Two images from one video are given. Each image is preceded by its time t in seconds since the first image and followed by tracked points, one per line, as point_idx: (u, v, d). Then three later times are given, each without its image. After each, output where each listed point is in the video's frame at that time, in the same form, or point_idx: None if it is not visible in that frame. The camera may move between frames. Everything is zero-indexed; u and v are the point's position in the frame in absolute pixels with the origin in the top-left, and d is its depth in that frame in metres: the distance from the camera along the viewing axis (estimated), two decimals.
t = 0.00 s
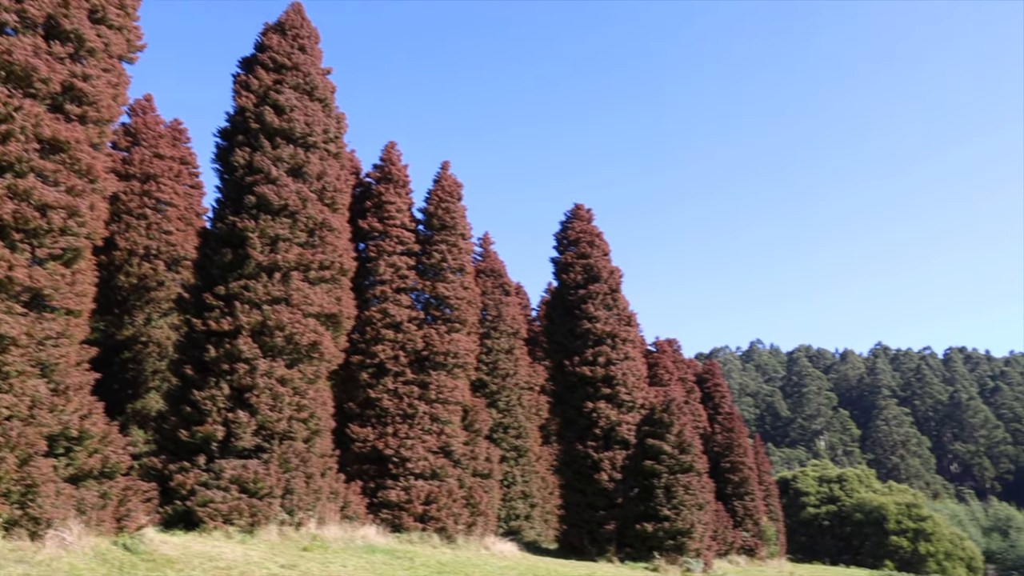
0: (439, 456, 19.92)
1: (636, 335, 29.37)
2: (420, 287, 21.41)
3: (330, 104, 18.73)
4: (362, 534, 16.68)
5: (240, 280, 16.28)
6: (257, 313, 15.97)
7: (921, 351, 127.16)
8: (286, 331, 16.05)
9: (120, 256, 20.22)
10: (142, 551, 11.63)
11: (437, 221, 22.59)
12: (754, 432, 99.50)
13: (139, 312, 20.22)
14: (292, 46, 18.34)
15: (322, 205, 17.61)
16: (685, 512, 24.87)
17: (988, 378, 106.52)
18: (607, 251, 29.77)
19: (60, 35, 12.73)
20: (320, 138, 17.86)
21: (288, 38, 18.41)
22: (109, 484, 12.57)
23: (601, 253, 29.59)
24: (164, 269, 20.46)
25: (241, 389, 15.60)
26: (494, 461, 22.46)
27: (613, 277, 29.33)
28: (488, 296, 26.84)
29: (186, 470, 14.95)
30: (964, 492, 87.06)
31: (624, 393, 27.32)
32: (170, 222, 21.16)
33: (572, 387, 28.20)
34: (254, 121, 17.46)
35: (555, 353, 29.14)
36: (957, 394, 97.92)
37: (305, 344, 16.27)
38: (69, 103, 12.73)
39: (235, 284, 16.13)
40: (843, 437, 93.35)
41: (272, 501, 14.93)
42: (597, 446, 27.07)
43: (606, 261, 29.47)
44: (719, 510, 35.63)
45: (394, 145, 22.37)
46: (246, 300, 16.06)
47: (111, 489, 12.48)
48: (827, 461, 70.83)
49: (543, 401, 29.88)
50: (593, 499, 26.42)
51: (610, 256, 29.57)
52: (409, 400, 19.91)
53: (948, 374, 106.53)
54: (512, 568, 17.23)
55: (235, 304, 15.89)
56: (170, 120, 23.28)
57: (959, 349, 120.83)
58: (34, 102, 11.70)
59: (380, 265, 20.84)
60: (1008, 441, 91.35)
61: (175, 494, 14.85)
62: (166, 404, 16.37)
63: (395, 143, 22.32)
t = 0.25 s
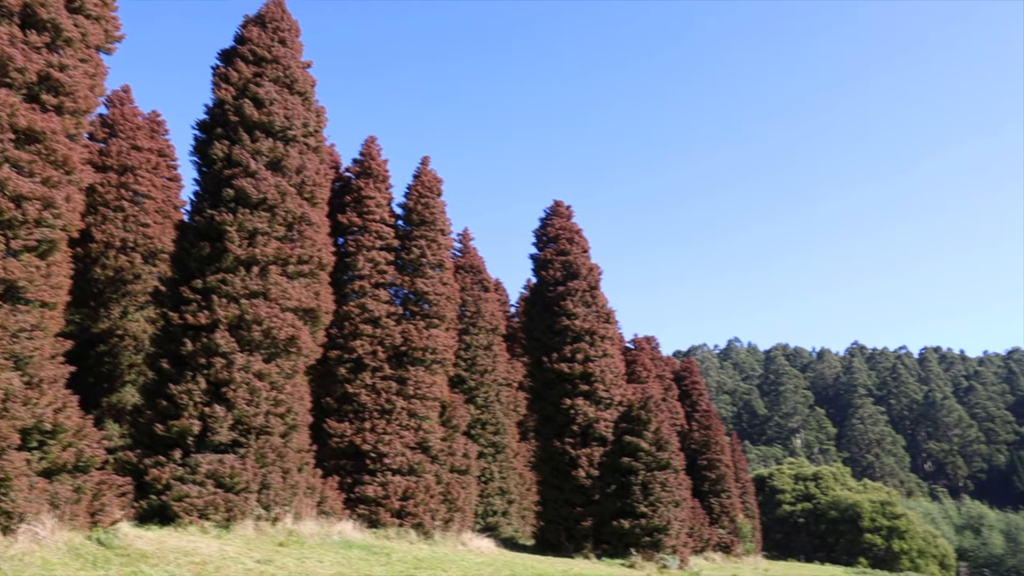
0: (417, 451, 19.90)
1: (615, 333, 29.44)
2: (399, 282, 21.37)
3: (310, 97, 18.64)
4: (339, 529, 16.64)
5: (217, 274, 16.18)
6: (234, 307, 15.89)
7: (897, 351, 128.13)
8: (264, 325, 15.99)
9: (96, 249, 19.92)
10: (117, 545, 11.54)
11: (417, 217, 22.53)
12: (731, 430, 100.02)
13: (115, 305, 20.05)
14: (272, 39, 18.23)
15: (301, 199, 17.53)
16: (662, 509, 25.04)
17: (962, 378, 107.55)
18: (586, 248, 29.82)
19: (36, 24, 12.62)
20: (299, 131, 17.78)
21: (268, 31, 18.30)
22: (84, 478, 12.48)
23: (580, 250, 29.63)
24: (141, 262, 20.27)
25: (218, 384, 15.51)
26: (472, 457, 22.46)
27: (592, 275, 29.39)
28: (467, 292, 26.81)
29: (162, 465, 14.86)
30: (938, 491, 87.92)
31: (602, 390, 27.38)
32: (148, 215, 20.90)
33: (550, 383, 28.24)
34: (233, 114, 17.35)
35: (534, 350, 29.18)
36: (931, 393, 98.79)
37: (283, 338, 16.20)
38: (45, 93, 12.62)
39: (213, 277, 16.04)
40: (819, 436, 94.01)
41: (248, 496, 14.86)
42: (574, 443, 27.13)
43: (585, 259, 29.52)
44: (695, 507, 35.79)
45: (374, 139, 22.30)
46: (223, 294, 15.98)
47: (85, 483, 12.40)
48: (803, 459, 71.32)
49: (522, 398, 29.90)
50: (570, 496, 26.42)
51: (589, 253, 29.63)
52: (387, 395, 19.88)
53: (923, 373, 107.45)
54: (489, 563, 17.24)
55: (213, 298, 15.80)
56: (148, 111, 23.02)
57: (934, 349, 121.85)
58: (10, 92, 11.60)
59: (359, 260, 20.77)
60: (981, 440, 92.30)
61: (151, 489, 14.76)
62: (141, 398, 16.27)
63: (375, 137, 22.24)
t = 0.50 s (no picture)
0: (394, 445, 19.88)
1: (592, 328, 29.52)
2: (377, 276, 21.31)
3: (289, 89, 18.54)
4: (314, 522, 16.60)
5: (194, 265, 16.09)
6: (211, 299, 15.80)
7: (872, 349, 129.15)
8: (241, 318, 15.93)
9: (72, 239, 19.86)
10: (89, 538, 11.47)
11: (395, 210, 22.48)
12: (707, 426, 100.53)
13: (90, 297, 19.88)
14: (251, 30, 18.12)
15: (279, 191, 17.46)
16: (637, 504, 25.03)
17: (935, 375, 108.59)
18: (565, 243, 29.87)
19: (11, 12, 12.49)
20: (278, 123, 17.69)
21: (248, 21, 18.19)
22: (56, 470, 12.37)
23: (559, 245, 29.67)
24: (116, 253, 20.10)
25: (194, 376, 15.43)
26: (448, 451, 22.46)
27: (570, 270, 29.45)
28: (445, 286, 26.78)
29: (136, 457, 14.77)
30: (911, 487, 88.77)
31: (580, 385, 27.46)
32: (123, 206, 20.64)
33: (527, 378, 28.29)
34: (211, 105, 17.23)
35: (511, 345, 29.21)
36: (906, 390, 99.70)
37: (259, 331, 16.14)
38: (19, 81, 12.50)
39: (190, 269, 15.94)
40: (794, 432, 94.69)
41: (223, 489, 14.79)
42: (551, 437, 27.20)
43: (563, 254, 29.57)
44: (672, 502, 35.96)
45: (353, 132, 22.21)
46: (200, 286, 15.87)
47: (58, 475, 12.29)
48: (778, 455, 71.83)
49: (499, 392, 29.93)
50: (547, 490, 26.62)
51: (568, 248, 29.67)
52: (364, 389, 19.86)
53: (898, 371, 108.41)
54: (465, 557, 17.21)
55: (189, 290, 15.71)
56: (125, 102, 22.84)
57: (909, 347, 122.93)
58: None
59: (337, 253, 20.70)
60: (954, 437, 93.25)
61: (125, 481, 14.67)
62: (116, 390, 16.16)
63: (354, 130, 22.16)
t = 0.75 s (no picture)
0: (371, 437, 19.83)
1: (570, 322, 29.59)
2: (355, 267, 21.25)
3: (268, 79, 18.44)
4: (291, 514, 16.57)
5: (171, 255, 15.98)
6: (188, 290, 15.69)
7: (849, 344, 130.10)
8: (218, 309, 15.84)
9: (46, 228, 19.59)
10: (63, 529, 11.39)
11: (375, 202, 22.40)
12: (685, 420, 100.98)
13: (65, 286, 19.60)
14: (231, 19, 17.99)
15: (257, 181, 17.37)
16: (613, 497, 25.21)
17: (910, 371, 109.60)
18: (544, 237, 29.90)
19: None
20: (257, 113, 17.59)
21: (227, 10, 18.06)
22: (30, 461, 12.23)
23: (538, 239, 29.70)
24: (92, 243, 19.88)
25: (170, 367, 15.34)
26: (426, 444, 22.45)
27: (549, 264, 29.48)
28: (424, 278, 26.74)
29: (111, 448, 14.67)
30: (884, 481, 89.62)
31: (557, 378, 27.53)
32: (100, 194, 20.32)
33: (505, 371, 28.32)
34: (189, 93, 17.09)
35: (489, 338, 29.21)
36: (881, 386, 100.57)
37: (236, 322, 16.07)
38: None
39: (166, 259, 15.83)
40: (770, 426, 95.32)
41: (199, 480, 14.72)
42: (528, 430, 27.25)
43: (542, 248, 29.60)
44: (648, 496, 36.12)
45: (333, 123, 22.12)
46: (177, 276, 15.76)
47: (31, 467, 12.15)
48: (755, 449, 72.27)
49: (477, 385, 29.94)
50: (524, 483, 26.44)
51: (547, 242, 29.71)
52: (342, 380, 19.81)
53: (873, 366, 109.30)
54: (442, 550, 17.22)
55: (166, 280, 15.60)
56: (102, 89, 22.62)
57: (885, 343, 123.93)
58: None
59: (315, 244, 20.60)
60: (927, 432, 94.19)
61: (100, 473, 14.56)
62: (91, 381, 16.03)
63: (334, 121, 22.07)
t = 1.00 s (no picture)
0: (348, 429, 19.84)
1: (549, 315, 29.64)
2: (333, 259, 21.17)
3: (247, 68, 18.32)
4: (267, 506, 16.52)
5: (147, 246, 15.86)
6: (164, 280, 15.58)
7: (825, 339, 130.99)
8: (194, 299, 15.74)
9: (20, 217, 19.08)
10: (36, 521, 11.31)
11: (353, 193, 22.29)
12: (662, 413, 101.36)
13: (39, 276, 19.42)
14: (209, 8, 17.84)
15: (235, 171, 17.27)
16: (590, 490, 25.29)
17: (885, 366, 110.54)
18: (523, 230, 29.89)
19: None
20: (235, 102, 17.48)
21: None
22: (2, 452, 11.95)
23: (517, 231, 29.69)
24: (67, 232, 19.43)
25: (146, 357, 15.23)
26: (403, 436, 22.43)
27: (528, 256, 29.49)
28: (403, 270, 26.67)
29: (86, 439, 14.55)
30: (859, 475, 90.43)
31: (535, 371, 27.60)
32: (75, 183, 19.78)
33: (483, 363, 28.30)
34: (166, 82, 16.92)
35: (467, 330, 29.19)
36: (856, 380, 101.37)
37: (213, 313, 15.98)
38: None
39: (142, 249, 15.71)
40: (747, 420, 95.87)
41: (175, 472, 14.65)
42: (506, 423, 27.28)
43: (521, 240, 29.59)
44: (625, 488, 36.28)
45: (312, 114, 21.99)
46: (153, 266, 15.65)
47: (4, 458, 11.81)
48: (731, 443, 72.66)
49: (455, 377, 29.93)
50: (501, 476, 26.54)
51: (526, 235, 29.71)
52: (319, 372, 19.74)
53: (849, 361, 110.14)
54: (419, 542, 17.23)
55: (142, 270, 15.48)
56: (79, 77, 22.34)
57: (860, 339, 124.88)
58: None
59: (293, 235, 20.49)
60: (902, 427, 95.13)
61: (74, 464, 14.44)
62: (66, 371, 15.89)
63: (313, 111, 21.94)
